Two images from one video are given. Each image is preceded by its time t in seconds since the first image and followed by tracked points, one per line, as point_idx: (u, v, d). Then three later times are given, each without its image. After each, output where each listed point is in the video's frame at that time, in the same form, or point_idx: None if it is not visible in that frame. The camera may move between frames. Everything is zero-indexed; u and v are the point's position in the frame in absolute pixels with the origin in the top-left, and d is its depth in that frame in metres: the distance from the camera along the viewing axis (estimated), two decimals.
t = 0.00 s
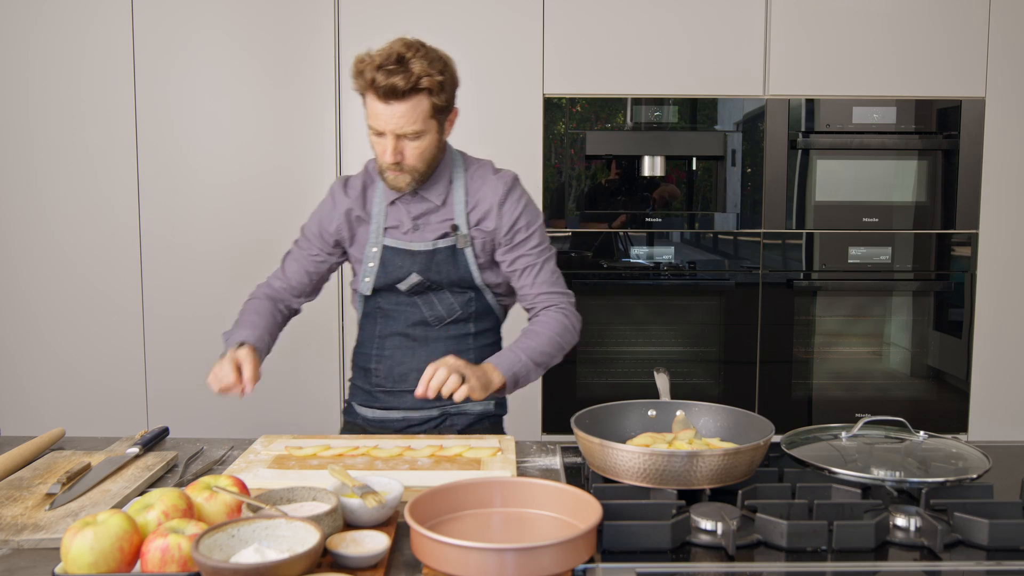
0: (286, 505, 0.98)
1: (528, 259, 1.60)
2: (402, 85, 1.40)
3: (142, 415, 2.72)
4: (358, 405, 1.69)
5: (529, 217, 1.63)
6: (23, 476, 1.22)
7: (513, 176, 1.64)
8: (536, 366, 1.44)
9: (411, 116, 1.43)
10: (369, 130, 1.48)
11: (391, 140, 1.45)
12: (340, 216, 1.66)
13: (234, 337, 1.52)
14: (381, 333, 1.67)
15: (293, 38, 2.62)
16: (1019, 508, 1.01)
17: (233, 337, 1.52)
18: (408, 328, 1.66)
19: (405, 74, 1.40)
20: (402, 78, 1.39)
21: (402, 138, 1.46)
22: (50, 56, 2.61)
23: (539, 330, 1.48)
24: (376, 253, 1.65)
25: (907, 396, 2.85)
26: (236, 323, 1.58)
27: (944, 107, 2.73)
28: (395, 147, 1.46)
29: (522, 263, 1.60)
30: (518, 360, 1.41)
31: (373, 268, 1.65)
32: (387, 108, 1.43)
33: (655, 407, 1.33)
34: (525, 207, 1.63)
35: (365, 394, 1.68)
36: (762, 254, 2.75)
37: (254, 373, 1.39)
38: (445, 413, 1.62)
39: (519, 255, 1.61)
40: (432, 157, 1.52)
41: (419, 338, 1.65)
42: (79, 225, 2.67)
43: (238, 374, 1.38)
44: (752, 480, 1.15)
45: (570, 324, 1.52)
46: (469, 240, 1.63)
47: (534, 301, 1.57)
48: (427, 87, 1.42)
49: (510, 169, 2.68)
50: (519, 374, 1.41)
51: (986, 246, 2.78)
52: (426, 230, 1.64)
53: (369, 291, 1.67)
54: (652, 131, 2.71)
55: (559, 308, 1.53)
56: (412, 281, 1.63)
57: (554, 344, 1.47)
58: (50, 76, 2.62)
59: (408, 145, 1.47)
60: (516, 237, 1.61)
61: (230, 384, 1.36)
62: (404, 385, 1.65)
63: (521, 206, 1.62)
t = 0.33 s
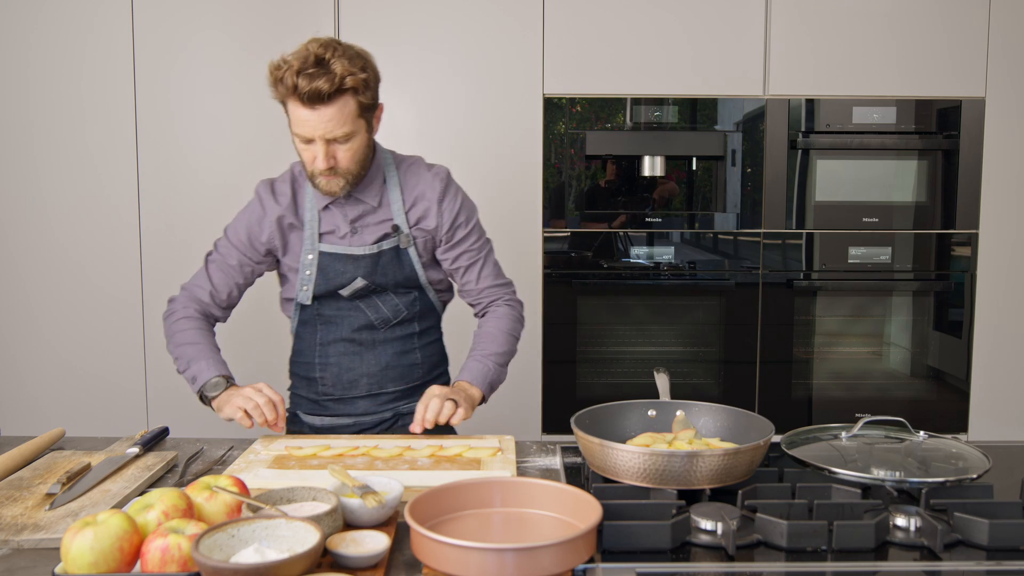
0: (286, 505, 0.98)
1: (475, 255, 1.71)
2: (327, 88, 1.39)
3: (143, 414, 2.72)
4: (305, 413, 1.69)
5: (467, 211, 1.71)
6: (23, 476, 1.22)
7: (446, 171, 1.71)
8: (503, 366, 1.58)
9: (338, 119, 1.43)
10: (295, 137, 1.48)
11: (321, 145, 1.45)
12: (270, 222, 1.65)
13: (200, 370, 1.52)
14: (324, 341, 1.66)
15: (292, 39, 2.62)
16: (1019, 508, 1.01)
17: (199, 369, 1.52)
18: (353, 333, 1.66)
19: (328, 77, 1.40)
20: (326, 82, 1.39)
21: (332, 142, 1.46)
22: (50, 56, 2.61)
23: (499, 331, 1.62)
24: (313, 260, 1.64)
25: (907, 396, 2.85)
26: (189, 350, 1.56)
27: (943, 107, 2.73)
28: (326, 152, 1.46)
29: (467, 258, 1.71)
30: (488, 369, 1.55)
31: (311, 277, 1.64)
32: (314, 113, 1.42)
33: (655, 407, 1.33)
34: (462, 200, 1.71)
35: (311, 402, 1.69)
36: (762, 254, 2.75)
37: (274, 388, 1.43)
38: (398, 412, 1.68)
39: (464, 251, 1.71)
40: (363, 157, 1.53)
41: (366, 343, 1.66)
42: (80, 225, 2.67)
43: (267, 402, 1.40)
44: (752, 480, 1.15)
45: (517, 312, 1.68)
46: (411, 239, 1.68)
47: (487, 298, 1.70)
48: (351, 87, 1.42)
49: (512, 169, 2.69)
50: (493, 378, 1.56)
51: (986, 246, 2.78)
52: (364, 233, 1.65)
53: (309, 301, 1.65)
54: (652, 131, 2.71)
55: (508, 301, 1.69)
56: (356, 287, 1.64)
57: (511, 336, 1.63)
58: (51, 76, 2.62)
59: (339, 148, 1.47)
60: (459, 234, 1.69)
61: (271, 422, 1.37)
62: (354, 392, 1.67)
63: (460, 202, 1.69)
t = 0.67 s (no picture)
0: (286, 505, 0.98)
1: (478, 255, 1.76)
2: (342, 88, 1.39)
3: (143, 414, 2.72)
4: (298, 418, 1.68)
5: (464, 212, 1.75)
6: (23, 476, 1.22)
7: (441, 173, 1.74)
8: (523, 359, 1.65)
9: (352, 117, 1.43)
10: (307, 144, 1.45)
11: (339, 147, 1.44)
12: (263, 230, 1.63)
13: (209, 388, 1.52)
14: (318, 343, 1.66)
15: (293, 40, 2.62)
16: (1019, 508, 1.01)
17: (209, 387, 1.52)
18: (347, 335, 1.66)
19: (340, 77, 1.39)
20: (340, 81, 1.38)
21: (349, 142, 1.45)
22: (51, 57, 2.61)
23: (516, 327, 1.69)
24: (306, 265, 1.64)
25: (907, 396, 2.85)
26: (199, 367, 1.56)
27: (943, 108, 2.73)
28: (344, 154, 1.45)
29: (472, 256, 1.75)
30: (519, 364, 1.61)
31: (305, 283, 1.64)
32: (329, 115, 1.41)
33: (655, 407, 1.33)
34: (459, 202, 1.74)
35: (305, 406, 1.68)
36: (761, 254, 2.75)
37: (271, 398, 1.45)
38: (393, 412, 1.68)
39: (468, 250, 1.75)
40: (370, 154, 1.53)
41: (361, 345, 1.66)
42: (80, 225, 2.67)
43: (264, 412, 1.41)
44: (752, 480, 1.15)
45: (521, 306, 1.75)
46: (408, 242, 1.69)
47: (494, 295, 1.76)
48: (360, 84, 1.43)
49: (513, 169, 2.69)
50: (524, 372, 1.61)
51: (985, 246, 2.78)
52: (363, 237, 1.65)
53: (303, 307, 1.65)
54: (652, 131, 2.70)
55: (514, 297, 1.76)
56: (352, 291, 1.64)
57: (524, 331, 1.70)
58: (51, 77, 2.62)
59: (354, 147, 1.47)
60: (462, 236, 1.73)
61: (270, 431, 1.39)
62: (349, 394, 1.66)
63: (458, 203, 1.73)
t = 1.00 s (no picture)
0: (286, 505, 0.98)
1: (540, 265, 1.74)
2: (413, 107, 1.36)
3: (143, 414, 2.72)
4: (344, 418, 1.69)
5: (526, 222, 1.73)
6: (23, 476, 1.22)
7: (503, 183, 1.71)
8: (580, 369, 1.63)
9: (420, 135, 1.41)
10: (372, 155, 1.44)
11: (403, 163, 1.43)
12: (320, 228, 1.64)
13: (229, 369, 1.55)
14: (368, 345, 1.67)
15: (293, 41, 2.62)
16: (1019, 508, 1.01)
17: (229, 368, 1.55)
18: (397, 339, 1.66)
19: (412, 96, 1.36)
20: (412, 101, 1.36)
21: (414, 159, 1.43)
22: (50, 57, 2.61)
23: (578, 335, 1.66)
24: (362, 268, 1.65)
25: (907, 396, 2.85)
26: (227, 347, 1.60)
27: (944, 107, 2.73)
28: (408, 169, 1.43)
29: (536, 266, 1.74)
30: (571, 372, 1.59)
31: (358, 285, 1.65)
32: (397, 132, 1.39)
33: (655, 407, 1.33)
34: (520, 212, 1.72)
35: (351, 406, 1.69)
36: (762, 254, 2.75)
37: (275, 396, 1.45)
38: (438, 420, 1.67)
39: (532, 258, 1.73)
40: (433, 167, 1.51)
41: (410, 351, 1.66)
42: (79, 225, 2.67)
43: (265, 410, 1.41)
44: (752, 480, 1.15)
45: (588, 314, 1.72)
46: (465, 254, 1.67)
47: (557, 304, 1.74)
48: (432, 103, 1.40)
49: (512, 170, 2.69)
50: (578, 381, 1.60)
51: (986, 246, 2.78)
52: (420, 244, 1.65)
53: (355, 309, 1.67)
54: (651, 131, 2.70)
55: (579, 306, 1.73)
56: (404, 297, 1.65)
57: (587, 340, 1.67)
58: (50, 77, 2.62)
59: (418, 163, 1.45)
60: (523, 246, 1.70)
61: (269, 430, 1.40)
62: (395, 399, 1.66)
63: (519, 212, 1.71)
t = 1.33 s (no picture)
0: (286, 505, 0.98)
1: (567, 263, 1.71)
2: (413, 130, 1.37)
3: (143, 414, 2.72)
4: (363, 415, 1.70)
5: (549, 222, 1.71)
6: (23, 476, 1.22)
7: (525, 185, 1.71)
8: (606, 367, 1.56)
9: (420, 157, 1.41)
10: (376, 160, 1.46)
11: (400, 176, 1.44)
12: (343, 228, 1.64)
13: (230, 359, 1.56)
14: (387, 345, 1.67)
15: (292, 40, 2.62)
16: (1019, 508, 1.01)
17: (230, 357, 1.56)
18: (415, 340, 1.66)
19: (417, 118, 1.37)
20: (414, 123, 1.36)
21: (412, 175, 1.44)
22: (49, 57, 2.61)
23: (605, 330, 1.60)
24: (381, 272, 1.65)
25: (907, 396, 2.85)
26: (230, 335, 1.60)
27: (944, 108, 2.73)
28: (404, 183, 1.45)
29: (562, 264, 1.70)
30: (586, 370, 1.54)
31: (378, 289, 1.66)
32: (397, 147, 1.40)
33: (655, 407, 1.33)
34: (543, 213, 1.70)
35: (369, 405, 1.70)
36: (762, 254, 2.75)
37: (278, 395, 1.44)
38: (455, 420, 1.67)
39: (557, 257, 1.70)
40: (441, 184, 1.51)
41: (428, 352, 1.66)
42: (79, 225, 2.67)
43: (266, 409, 1.41)
44: (752, 480, 1.15)
45: (622, 311, 1.65)
46: (484, 261, 1.67)
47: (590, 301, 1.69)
48: (440, 130, 1.40)
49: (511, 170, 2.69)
50: (595, 382, 1.54)
51: (986, 246, 2.78)
52: (437, 250, 1.65)
53: (374, 312, 1.68)
54: (652, 131, 2.70)
55: (613, 301, 1.66)
56: (422, 303, 1.65)
57: (614, 336, 1.59)
58: (50, 76, 2.62)
59: (417, 180, 1.46)
60: (545, 247, 1.69)
61: (267, 429, 1.40)
62: (411, 399, 1.66)
63: (539, 213, 1.69)
